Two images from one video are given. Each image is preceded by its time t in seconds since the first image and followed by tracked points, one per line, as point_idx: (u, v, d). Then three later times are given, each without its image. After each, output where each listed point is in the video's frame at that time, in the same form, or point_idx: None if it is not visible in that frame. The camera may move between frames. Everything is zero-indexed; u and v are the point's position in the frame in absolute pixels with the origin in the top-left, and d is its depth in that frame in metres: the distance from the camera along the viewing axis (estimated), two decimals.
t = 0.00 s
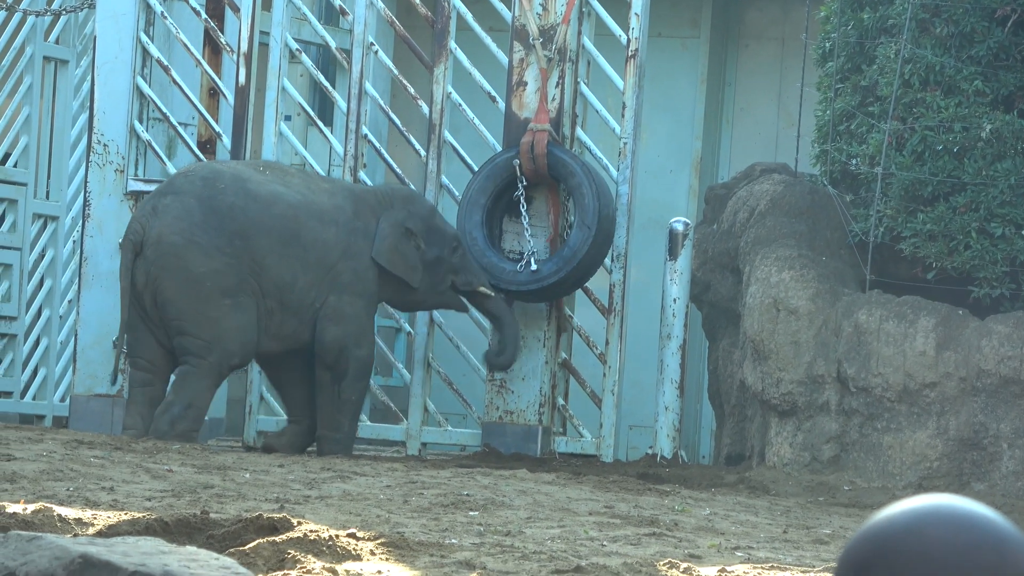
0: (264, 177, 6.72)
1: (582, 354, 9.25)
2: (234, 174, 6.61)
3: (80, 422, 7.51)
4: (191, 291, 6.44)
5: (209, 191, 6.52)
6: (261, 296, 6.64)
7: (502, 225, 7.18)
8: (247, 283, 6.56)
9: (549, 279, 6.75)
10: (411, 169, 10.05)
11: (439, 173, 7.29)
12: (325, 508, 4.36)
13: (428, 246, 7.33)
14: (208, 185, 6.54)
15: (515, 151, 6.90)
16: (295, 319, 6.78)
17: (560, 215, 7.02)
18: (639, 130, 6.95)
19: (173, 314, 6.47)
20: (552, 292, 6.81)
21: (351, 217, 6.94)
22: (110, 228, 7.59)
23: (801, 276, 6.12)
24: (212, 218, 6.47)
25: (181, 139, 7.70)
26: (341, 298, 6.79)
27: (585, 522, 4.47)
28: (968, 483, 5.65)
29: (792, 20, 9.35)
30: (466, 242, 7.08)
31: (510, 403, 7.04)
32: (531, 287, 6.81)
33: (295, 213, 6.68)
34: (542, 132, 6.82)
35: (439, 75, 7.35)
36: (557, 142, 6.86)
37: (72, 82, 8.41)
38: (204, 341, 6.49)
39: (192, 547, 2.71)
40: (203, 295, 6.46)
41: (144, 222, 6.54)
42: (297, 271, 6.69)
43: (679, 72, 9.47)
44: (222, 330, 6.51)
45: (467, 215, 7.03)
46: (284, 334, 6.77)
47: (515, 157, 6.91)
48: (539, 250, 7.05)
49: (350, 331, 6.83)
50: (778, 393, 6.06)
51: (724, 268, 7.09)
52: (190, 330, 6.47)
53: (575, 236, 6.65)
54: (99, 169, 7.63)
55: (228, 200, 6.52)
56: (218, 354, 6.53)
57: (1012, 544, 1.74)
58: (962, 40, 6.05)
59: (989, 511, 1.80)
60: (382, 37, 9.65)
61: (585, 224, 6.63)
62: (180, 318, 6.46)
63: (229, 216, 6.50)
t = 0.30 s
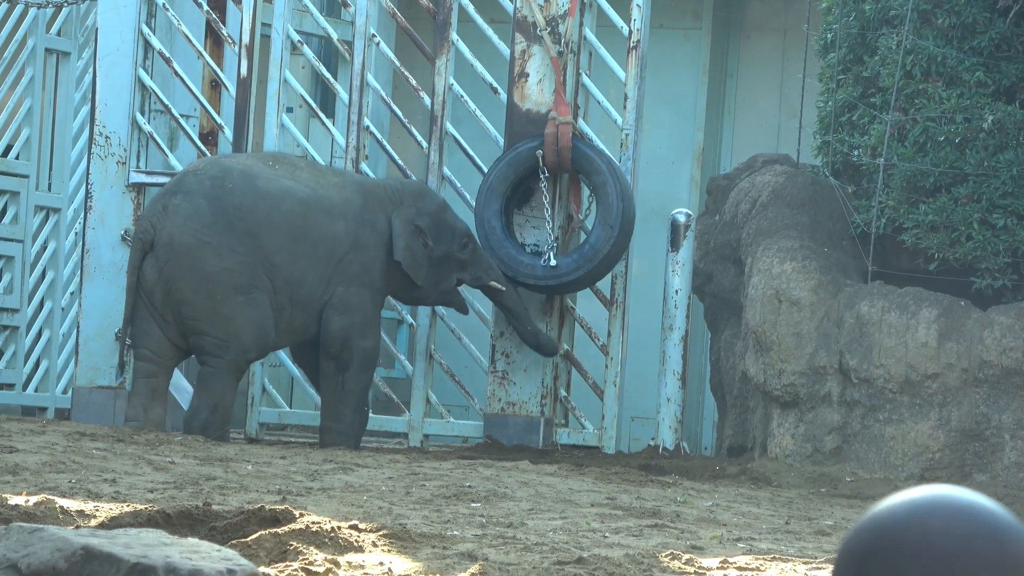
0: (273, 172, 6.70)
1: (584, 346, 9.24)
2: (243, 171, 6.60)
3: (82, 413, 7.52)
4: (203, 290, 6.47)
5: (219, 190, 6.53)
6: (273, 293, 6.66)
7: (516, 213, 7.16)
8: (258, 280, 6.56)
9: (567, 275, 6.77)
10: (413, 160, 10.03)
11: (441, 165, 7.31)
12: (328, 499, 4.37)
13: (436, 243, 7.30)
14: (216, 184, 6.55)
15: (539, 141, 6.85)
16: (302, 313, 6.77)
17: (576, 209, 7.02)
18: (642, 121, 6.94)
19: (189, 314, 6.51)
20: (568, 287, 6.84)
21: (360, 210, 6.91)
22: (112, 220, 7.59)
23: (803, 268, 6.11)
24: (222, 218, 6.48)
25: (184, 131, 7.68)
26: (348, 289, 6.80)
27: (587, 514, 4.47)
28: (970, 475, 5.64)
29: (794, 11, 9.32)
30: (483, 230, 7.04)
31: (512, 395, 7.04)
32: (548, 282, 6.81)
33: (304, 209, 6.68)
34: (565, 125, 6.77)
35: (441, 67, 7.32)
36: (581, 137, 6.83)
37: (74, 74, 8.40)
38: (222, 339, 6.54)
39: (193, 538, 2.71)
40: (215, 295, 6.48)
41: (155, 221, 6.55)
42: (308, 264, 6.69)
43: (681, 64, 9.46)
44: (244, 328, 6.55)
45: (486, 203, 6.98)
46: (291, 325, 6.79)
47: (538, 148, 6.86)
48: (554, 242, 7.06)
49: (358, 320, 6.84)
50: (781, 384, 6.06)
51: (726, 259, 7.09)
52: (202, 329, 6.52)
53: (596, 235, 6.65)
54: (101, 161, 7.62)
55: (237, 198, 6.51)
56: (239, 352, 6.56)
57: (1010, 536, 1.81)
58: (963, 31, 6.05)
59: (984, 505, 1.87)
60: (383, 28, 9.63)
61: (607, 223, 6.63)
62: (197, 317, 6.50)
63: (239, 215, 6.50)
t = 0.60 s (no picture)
0: (283, 168, 6.66)
1: (585, 340, 9.24)
2: (255, 168, 6.56)
3: (81, 407, 7.51)
4: (216, 287, 6.40)
5: (232, 186, 6.47)
6: (282, 289, 6.64)
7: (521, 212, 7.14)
8: (268, 275, 6.53)
9: (578, 268, 6.72)
10: (413, 154, 10.03)
11: (442, 157, 7.30)
12: (328, 493, 4.36)
13: (444, 241, 7.40)
14: (229, 180, 6.49)
15: (538, 137, 6.86)
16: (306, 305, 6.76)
17: (580, 202, 7.01)
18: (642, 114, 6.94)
19: (194, 313, 6.41)
20: (580, 281, 6.79)
21: (372, 203, 6.95)
22: (113, 214, 7.58)
23: (803, 260, 6.10)
24: (235, 215, 6.42)
25: (185, 125, 7.67)
26: (360, 281, 6.83)
27: (588, 507, 4.47)
28: (970, 467, 5.63)
29: (794, 4, 9.32)
30: (490, 229, 6.99)
31: (513, 388, 7.06)
32: (560, 276, 6.76)
33: (315, 205, 6.67)
34: (564, 119, 6.76)
35: (442, 60, 7.31)
36: (579, 129, 6.84)
37: (75, 68, 8.39)
38: (222, 336, 6.46)
39: (195, 532, 2.69)
40: (226, 291, 6.42)
41: (169, 223, 6.47)
42: (318, 261, 6.69)
43: (681, 56, 9.45)
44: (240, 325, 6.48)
45: (491, 202, 6.96)
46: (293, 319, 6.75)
47: (539, 143, 6.86)
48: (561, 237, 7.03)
49: (356, 316, 6.85)
50: (782, 376, 6.05)
51: (727, 252, 7.08)
52: (212, 329, 6.44)
53: (603, 224, 6.65)
54: (101, 154, 7.60)
55: (249, 194, 6.47)
56: (230, 349, 6.49)
57: (1011, 531, 1.77)
58: (964, 23, 6.02)
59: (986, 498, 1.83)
60: (383, 21, 9.62)
61: (613, 212, 6.63)
62: (200, 315, 6.41)
63: (253, 212, 6.46)
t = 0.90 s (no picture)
0: (277, 159, 6.65)
1: (584, 333, 9.23)
2: (249, 159, 6.54)
3: (81, 400, 7.52)
4: (213, 280, 6.36)
5: (226, 179, 6.45)
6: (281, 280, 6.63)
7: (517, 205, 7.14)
8: (266, 266, 6.52)
9: (565, 262, 6.70)
10: (412, 147, 10.02)
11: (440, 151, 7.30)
12: (327, 486, 4.36)
13: (442, 232, 7.44)
14: (223, 174, 6.47)
15: (533, 130, 6.85)
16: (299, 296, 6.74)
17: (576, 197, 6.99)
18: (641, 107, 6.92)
19: (193, 305, 6.37)
20: (567, 275, 6.76)
21: (371, 196, 6.94)
22: (112, 207, 7.57)
23: (802, 253, 6.11)
24: (230, 206, 6.40)
25: (183, 118, 7.65)
26: (362, 273, 6.84)
27: (588, 500, 4.47)
28: (970, 460, 5.64)
29: None
30: (482, 220, 7.02)
31: (512, 381, 7.04)
32: (547, 270, 6.75)
33: (310, 196, 6.65)
34: (560, 112, 6.76)
35: (440, 54, 7.30)
36: (575, 123, 6.82)
37: (73, 61, 8.38)
38: (221, 327, 6.41)
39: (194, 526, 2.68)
40: (224, 284, 6.38)
41: (167, 222, 6.43)
42: (319, 250, 6.68)
43: (680, 50, 9.44)
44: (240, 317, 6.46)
45: (484, 193, 6.99)
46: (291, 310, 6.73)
47: (533, 137, 6.86)
48: (555, 231, 7.02)
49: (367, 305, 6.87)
50: (781, 369, 6.06)
51: (726, 246, 7.08)
52: (213, 321, 6.40)
53: (592, 219, 6.62)
54: (100, 148, 7.59)
55: (244, 185, 6.45)
56: (228, 343, 6.45)
57: (1008, 525, 1.78)
58: (962, 16, 6.01)
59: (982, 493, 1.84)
60: (382, 15, 9.61)
61: (602, 207, 6.60)
62: (200, 308, 6.36)
63: (248, 202, 6.43)
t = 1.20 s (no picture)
0: (268, 158, 6.69)
1: (582, 328, 9.27)
2: (237, 159, 6.60)
3: (80, 397, 7.51)
4: (201, 276, 6.43)
5: (213, 177, 6.54)
6: (267, 279, 6.65)
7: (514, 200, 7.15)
8: (253, 264, 6.56)
9: (555, 257, 6.70)
10: (410, 142, 10.01)
11: (437, 146, 7.26)
12: (325, 481, 4.36)
13: (438, 228, 7.35)
14: (210, 172, 6.56)
15: (527, 125, 6.85)
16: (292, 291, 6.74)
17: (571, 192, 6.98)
18: (638, 102, 6.92)
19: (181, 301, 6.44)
20: (557, 270, 6.78)
21: (363, 192, 6.90)
22: (110, 202, 7.56)
23: (801, 249, 6.10)
24: (215, 205, 6.50)
25: (181, 113, 7.64)
26: (348, 266, 6.78)
27: (586, 495, 4.47)
28: (968, 456, 5.64)
29: None
30: (477, 216, 7.03)
31: (509, 376, 7.06)
32: (537, 265, 6.76)
33: (297, 194, 6.66)
34: (553, 107, 6.78)
35: (438, 49, 7.31)
36: (568, 118, 6.82)
37: (71, 56, 8.36)
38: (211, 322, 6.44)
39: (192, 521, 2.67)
40: (210, 279, 6.44)
41: (154, 217, 6.57)
42: (301, 250, 6.67)
43: (677, 45, 9.43)
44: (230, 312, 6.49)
45: (478, 189, 7.00)
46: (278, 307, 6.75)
47: (527, 132, 6.86)
48: (550, 227, 7.01)
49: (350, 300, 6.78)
50: (778, 365, 6.06)
51: (724, 241, 7.07)
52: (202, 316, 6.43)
53: (581, 214, 6.62)
54: (98, 143, 7.58)
55: (230, 185, 6.53)
56: (221, 336, 6.47)
57: (1001, 517, 1.84)
58: (961, 12, 6.00)
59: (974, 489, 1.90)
60: (380, 10, 9.60)
61: (592, 201, 6.59)
62: (188, 303, 6.43)
63: (233, 202, 6.51)
